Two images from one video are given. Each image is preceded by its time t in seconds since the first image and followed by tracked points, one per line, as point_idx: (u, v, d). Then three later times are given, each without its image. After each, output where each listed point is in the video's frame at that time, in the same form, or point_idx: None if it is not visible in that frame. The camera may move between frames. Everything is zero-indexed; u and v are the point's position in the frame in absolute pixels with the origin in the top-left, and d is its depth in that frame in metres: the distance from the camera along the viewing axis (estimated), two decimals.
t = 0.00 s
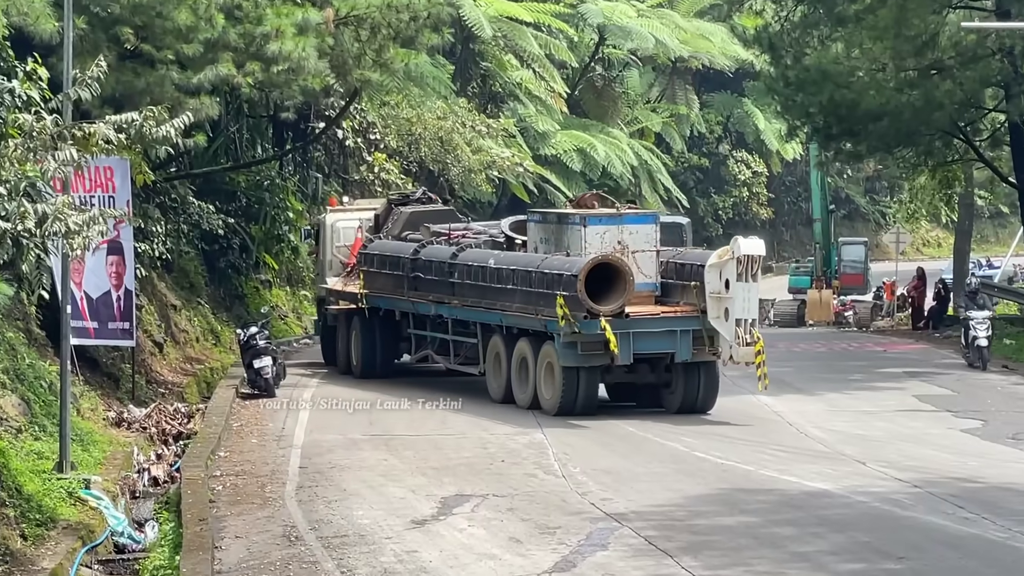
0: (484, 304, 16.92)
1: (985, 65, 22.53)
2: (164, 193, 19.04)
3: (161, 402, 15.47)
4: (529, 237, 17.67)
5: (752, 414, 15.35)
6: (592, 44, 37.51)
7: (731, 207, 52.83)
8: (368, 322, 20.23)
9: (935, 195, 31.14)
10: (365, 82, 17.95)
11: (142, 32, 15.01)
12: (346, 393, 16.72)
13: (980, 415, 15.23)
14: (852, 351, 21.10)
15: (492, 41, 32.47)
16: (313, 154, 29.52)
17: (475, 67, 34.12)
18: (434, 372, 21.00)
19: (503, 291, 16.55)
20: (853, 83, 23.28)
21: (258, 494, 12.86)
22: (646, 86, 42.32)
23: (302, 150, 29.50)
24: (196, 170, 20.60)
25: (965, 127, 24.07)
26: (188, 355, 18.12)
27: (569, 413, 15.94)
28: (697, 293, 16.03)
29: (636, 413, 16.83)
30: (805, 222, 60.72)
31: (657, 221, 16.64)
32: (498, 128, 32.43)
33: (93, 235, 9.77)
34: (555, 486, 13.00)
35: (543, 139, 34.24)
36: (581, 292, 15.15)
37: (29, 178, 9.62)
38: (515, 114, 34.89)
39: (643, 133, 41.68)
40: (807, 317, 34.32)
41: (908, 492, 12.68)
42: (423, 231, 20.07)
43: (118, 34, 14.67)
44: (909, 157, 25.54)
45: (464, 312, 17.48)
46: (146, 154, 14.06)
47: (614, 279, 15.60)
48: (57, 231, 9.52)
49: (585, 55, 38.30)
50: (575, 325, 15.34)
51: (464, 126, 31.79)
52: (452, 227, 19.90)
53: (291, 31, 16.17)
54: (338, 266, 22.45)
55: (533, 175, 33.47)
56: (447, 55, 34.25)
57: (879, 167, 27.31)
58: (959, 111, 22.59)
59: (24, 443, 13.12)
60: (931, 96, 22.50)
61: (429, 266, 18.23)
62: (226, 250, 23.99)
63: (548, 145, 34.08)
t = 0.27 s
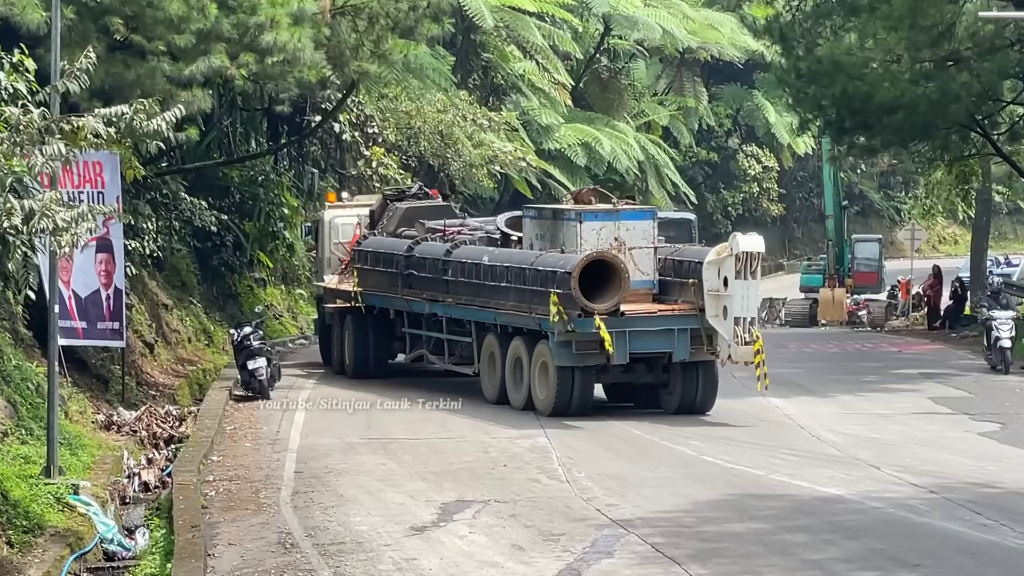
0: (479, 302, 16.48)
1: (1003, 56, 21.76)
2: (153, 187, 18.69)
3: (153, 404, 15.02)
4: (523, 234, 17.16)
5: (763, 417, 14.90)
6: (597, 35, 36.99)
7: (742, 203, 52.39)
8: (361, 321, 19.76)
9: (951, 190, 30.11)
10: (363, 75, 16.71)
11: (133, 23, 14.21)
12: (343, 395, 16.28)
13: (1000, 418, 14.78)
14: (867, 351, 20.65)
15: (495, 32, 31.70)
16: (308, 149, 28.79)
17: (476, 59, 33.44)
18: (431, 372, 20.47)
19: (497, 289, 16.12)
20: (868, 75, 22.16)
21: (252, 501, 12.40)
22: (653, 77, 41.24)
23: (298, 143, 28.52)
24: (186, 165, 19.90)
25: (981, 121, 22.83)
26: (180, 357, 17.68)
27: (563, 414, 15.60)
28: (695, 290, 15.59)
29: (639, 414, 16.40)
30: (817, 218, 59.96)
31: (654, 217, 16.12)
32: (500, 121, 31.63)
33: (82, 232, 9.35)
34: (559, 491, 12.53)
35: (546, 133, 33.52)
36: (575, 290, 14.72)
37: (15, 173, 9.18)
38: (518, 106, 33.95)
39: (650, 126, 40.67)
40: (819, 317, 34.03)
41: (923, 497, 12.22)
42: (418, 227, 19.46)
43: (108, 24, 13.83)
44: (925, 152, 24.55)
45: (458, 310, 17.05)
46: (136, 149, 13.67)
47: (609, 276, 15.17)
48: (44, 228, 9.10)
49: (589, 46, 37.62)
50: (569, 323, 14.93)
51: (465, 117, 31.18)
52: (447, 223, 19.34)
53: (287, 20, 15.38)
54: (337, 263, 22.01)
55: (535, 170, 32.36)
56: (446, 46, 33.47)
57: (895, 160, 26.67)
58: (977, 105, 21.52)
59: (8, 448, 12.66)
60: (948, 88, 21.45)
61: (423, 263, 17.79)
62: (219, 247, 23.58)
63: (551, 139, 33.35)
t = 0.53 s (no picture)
0: (467, 301, 15.83)
1: None
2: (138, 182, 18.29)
3: (137, 410, 14.34)
4: (515, 231, 16.55)
5: (777, 423, 14.25)
6: (604, 21, 36.52)
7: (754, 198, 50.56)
8: (350, 321, 18.95)
9: (974, 183, 29.17)
10: (358, 64, 15.80)
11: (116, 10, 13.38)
12: (337, 399, 15.63)
13: None
14: (887, 354, 19.95)
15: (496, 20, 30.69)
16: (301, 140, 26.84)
17: (477, 48, 31.89)
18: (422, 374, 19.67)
19: (485, 287, 15.50)
20: (887, 64, 21.50)
21: (241, 511, 11.72)
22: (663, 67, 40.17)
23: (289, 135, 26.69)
24: (172, 159, 19.37)
25: (1006, 112, 22.20)
26: (166, 360, 17.02)
27: (552, 417, 14.98)
28: (690, 289, 14.94)
29: (645, 419, 15.75)
30: (834, 214, 58.13)
31: (649, 213, 15.57)
32: (501, 113, 30.12)
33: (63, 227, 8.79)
34: (563, 501, 11.87)
35: (550, 125, 32.29)
36: (563, 289, 14.09)
37: None
38: (520, 97, 32.85)
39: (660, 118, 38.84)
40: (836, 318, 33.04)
41: (946, 507, 11.57)
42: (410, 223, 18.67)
43: (90, 12, 13.06)
44: (946, 144, 23.94)
45: (448, 310, 16.40)
46: (121, 142, 13.05)
47: (601, 273, 14.52)
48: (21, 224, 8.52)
49: (594, 34, 37.02)
50: (559, 323, 14.31)
51: (463, 109, 29.44)
52: (439, 219, 18.43)
53: (278, 8, 14.45)
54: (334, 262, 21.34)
55: (539, 163, 30.75)
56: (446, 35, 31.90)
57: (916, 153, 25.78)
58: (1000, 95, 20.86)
59: None
60: (971, 78, 20.80)
61: (412, 260, 17.12)
62: (207, 246, 22.85)
63: (556, 131, 32.22)
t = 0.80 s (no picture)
0: (459, 303, 15.52)
1: None
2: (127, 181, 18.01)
3: (126, 415, 13.98)
4: (507, 230, 16.16)
5: (786, 429, 13.88)
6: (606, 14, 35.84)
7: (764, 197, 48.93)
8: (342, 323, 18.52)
9: (988, 182, 29.03)
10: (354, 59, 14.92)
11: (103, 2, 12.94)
12: (334, 405, 15.26)
13: None
14: (899, 358, 19.54)
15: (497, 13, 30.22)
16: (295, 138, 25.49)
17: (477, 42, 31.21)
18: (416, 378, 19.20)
19: (476, 288, 15.18)
20: (898, 60, 20.94)
21: (234, 521, 11.34)
22: (667, 63, 39.93)
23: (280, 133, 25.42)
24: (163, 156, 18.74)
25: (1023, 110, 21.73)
26: (157, 365, 16.66)
27: (544, 421, 14.65)
28: (683, 289, 14.52)
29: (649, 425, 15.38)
30: (845, 214, 56.21)
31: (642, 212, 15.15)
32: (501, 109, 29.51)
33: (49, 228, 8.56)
34: (565, 509, 11.51)
35: (552, 122, 31.86)
36: (552, 290, 13.83)
37: None
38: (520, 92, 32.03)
39: (663, 115, 38.13)
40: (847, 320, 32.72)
41: (959, 516, 11.20)
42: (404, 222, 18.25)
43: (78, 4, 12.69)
44: (960, 141, 23.51)
45: (440, 312, 16.06)
46: (109, 139, 12.63)
47: (593, 273, 14.22)
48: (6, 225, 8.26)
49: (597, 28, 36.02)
50: (549, 324, 14.04)
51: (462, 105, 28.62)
52: (433, 219, 17.95)
53: (272, 2, 13.94)
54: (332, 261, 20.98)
55: (539, 162, 30.45)
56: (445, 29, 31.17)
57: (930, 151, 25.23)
58: (1015, 91, 20.27)
59: None
60: (986, 74, 20.22)
61: (404, 261, 16.75)
62: (198, 246, 21.92)
63: (558, 128, 31.76)
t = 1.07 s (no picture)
0: (450, 305, 15.07)
1: None
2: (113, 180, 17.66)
3: (110, 423, 13.49)
4: (500, 229, 15.71)
5: (798, 438, 13.38)
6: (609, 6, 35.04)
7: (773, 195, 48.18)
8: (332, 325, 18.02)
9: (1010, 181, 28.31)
10: (347, 52, 14.51)
11: None
12: (328, 412, 14.76)
13: None
14: (915, 364, 19.02)
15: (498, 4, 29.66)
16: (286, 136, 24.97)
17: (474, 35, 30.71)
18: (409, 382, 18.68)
19: (467, 289, 14.74)
20: (914, 53, 20.07)
21: (222, 533, 10.81)
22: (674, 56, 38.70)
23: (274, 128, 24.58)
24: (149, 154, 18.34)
25: None
26: (142, 370, 16.18)
27: (536, 427, 14.17)
28: (680, 291, 14.13)
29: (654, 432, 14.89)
30: (859, 215, 54.92)
31: (638, 211, 14.66)
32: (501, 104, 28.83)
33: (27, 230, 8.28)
34: (567, 521, 11.00)
35: (554, 118, 31.28)
36: (542, 290, 13.38)
37: None
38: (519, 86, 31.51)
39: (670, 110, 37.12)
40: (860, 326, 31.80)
41: (978, 528, 10.68)
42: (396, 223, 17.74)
43: None
44: (978, 138, 22.79)
45: (431, 314, 15.57)
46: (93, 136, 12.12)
47: (585, 275, 13.76)
48: None
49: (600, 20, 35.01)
50: (539, 327, 13.57)
51: (460, 102, 28.05)
52: (426, 219, 17.45)
53: None
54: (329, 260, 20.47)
55: (541, 159, 29.77)
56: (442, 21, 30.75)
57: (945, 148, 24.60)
58: None
59: None
60: (1005, 68, 19.47)
61: (395, 262, 16.27)
62: (186, 246, 21.32)
63: (560, 124, 31.27)
